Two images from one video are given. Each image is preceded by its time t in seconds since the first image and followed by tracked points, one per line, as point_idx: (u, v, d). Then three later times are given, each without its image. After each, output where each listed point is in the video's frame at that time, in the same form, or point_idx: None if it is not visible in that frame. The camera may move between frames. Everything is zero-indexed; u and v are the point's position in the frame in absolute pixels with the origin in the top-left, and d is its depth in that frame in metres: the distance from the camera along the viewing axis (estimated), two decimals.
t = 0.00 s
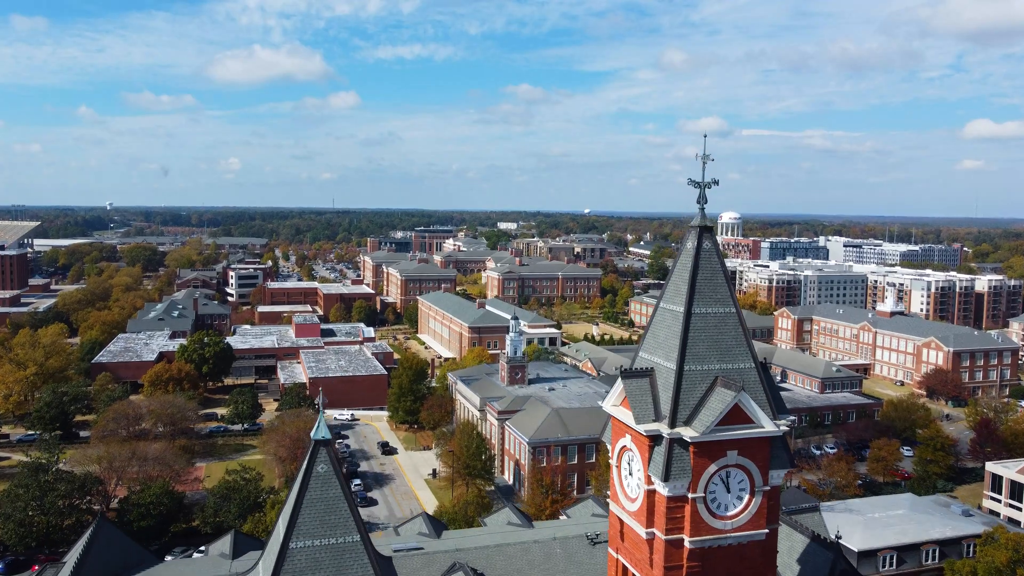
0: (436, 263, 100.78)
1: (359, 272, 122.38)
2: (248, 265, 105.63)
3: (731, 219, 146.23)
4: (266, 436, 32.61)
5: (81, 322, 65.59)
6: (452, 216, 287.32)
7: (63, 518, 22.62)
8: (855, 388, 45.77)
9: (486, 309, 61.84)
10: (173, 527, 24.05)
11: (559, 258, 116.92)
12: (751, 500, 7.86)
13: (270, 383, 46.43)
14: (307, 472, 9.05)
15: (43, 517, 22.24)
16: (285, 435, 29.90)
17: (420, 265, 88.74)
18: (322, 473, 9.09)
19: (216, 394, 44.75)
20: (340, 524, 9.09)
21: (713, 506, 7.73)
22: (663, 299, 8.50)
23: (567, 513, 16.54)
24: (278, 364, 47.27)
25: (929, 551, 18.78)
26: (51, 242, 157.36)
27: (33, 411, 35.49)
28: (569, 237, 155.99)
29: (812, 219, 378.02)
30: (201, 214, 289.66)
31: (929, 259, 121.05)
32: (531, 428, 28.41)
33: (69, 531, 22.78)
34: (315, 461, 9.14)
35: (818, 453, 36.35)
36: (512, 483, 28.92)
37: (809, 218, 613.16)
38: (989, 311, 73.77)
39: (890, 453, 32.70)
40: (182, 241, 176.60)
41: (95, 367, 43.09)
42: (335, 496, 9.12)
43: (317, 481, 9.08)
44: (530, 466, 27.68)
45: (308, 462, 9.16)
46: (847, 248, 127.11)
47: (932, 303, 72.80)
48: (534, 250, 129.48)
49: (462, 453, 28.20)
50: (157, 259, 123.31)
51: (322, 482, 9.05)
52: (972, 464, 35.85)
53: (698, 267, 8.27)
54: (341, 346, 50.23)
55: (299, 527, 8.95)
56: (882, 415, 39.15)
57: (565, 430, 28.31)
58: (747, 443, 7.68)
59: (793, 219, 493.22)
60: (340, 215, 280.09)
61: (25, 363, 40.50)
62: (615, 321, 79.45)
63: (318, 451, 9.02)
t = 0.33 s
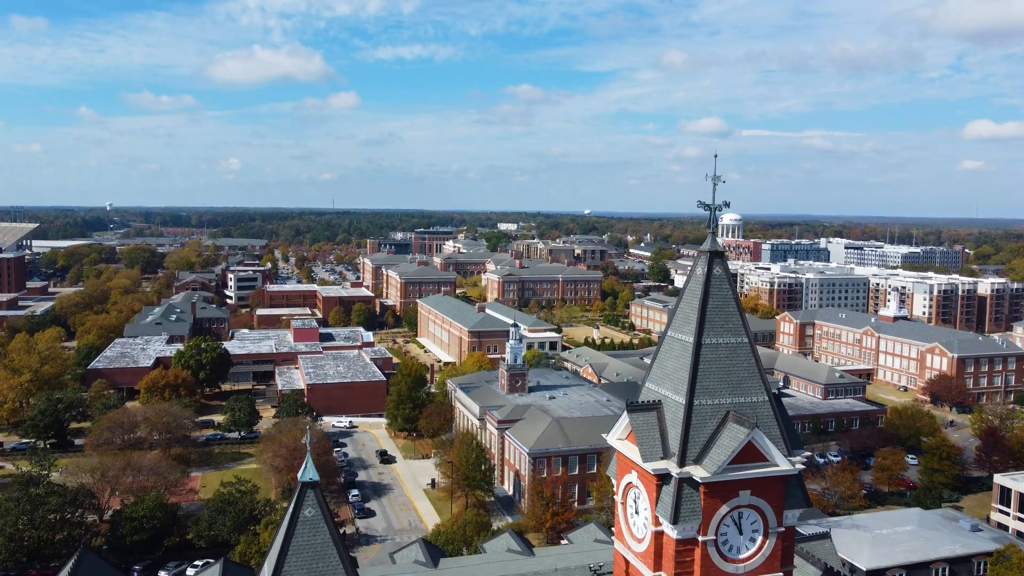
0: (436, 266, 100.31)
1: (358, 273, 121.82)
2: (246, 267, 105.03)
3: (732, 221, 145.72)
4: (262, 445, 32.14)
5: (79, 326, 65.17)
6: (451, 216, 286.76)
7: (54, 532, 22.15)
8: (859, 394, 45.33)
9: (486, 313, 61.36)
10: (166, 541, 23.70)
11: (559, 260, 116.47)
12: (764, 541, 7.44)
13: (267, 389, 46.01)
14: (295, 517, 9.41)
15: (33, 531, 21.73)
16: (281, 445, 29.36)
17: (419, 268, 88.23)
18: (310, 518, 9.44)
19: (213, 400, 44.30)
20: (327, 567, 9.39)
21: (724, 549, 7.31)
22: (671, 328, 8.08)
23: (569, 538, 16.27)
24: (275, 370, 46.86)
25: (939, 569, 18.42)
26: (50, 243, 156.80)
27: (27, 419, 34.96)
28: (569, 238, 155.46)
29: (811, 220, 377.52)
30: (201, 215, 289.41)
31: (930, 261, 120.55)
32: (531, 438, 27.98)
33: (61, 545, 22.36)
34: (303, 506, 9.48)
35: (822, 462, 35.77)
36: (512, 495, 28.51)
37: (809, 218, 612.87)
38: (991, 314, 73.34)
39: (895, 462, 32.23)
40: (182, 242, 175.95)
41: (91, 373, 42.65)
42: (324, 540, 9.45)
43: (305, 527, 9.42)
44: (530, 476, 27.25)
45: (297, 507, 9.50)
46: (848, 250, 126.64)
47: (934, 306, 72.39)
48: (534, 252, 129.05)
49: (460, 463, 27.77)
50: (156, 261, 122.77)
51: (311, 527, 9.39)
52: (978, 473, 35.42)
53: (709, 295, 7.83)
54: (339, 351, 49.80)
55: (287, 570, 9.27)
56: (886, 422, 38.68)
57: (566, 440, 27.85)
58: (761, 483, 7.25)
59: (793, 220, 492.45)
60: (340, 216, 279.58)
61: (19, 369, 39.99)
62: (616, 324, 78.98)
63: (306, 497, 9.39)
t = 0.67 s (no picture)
0: (436, 268, 99.87)
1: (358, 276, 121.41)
2: (246, 269, 104.63)
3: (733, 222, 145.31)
4: (258, 455, 31.67)
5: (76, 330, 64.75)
6: (451, 217, 286.44)
7: (45, 547, 21.64)
8: (862, 401, 44.86)
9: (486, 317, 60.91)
10: (160, 556, 23.24)
11: (559, 262, 116.02)
12: None
13: (265, 395, 45.62)
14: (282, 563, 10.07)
15: (22, 546, 21.18)
16: (277, 455, 28.71)
17: (419, 271, 87.77)
18: (296, 566, 10.09)
19: (210, 407, 43.87)
20: None
21: None
22: (680, 359, 7.83)
23: (570, 563, 15.91)
24: (274, 376, 46.46)
25: None
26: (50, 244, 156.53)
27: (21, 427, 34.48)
28: (570, 240, 154.97)
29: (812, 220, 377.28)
30: (201, 215, 289.19)
31: (932, 263, 120.07)
32: (531, 449, 27.54)
33: (52, 560, 21.84)
34: (290, 555, 10.13)
35: (827, 471, 35.25)
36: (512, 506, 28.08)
37: (810, 218, 611.51)
38: (994, 317, 72.87)
39: (900, 472, 31.78)
40: (181, 242, 175.52)
41: (87, 380, 42.24)
42: None
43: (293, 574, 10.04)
44: (530, 488, 26.81)
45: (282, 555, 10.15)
46: (849, 252, 126.20)
47: (936, 309, 72.01)
48: (534, 254, 128.64)
49: (460, 474, 27.29)
50: (155, 263, 122.43)
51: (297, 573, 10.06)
52: (985, 482, 34.89)
53: (721, 324, 7.59)
54: (338, 357, 49.39)
55: None
56: (891, 430, 38.20)
57: (567, 451, 27.41)
58: (777, 526, 6.89)
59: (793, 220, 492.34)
60: (340, 217, 279.31)
61: (14, 376, 39.64)
62: (616, 327, 78.52)
63: (293, 545, 10.10)
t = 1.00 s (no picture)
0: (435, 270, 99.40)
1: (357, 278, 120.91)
2: (245, 271, 104.05)
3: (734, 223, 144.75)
4: (255, 465, 31.20)
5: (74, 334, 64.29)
6: (452, 218, 285.87)
7: (35, 564, 21.18)
8: (866, 407, 44.42)
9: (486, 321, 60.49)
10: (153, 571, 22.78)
11: (560, 265, 115.48)
12: None
13: (263, 401, 45.21)
14: None
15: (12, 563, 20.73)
16: (273, 465, 28.20)
17: (419, 273, 87.31)
18: None
19: (207, 413, 43.45)
20: None
21: None
22: (691, 397, 8.32)
23: None
24: (272, 381, 46.05)
25: None
26: (49, 245, 156.03)
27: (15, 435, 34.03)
28: (571, 241, 154.31)
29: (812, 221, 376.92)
30: (202, 216, 288.65)
31: (934, 265, 119.48)
32: (531, 460, 27.15)
33: None
34: None
35: (831, 480, 34.63)
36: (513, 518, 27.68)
37: (811, 218, 610.19)
38: (997, 320, 72.39)
39: (906, 481, 31.31)
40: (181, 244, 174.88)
41: (83, 387, 41.83)
42: None
43: None
44: (530, 500, 26.37)
45: None
46: (851, 254, 125.56)
47: (939, 312, 71.55)
48: (534, 255, 128.11)
49: (459, 486, 26.81)
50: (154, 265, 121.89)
51: None
52: (991, 491, 34.39)
53: (735, 363, 8.04)
54: (336, 362, 49.01)
55: None
56: (895, 437, 37.73)
57: (568, 462, 26.99)
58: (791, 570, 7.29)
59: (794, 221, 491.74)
60: (340, 218, 278.68)
61: (9, 383, 39.22)
62: (617, 331, 78.13)
63: None
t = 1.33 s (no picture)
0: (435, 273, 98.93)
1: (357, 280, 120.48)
2: (244, 273, 103.51)
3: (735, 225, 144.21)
4: (251, 475, 30.74)
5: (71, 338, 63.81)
6: (452, 219, 285.50)
7: None
8: (870, 413, 43.95)
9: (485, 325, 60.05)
10: None
11: (560, 267, 114.99)
12: None
13: (261, 407, 44.78)
14: None
15: None
16: (269, 476, 27.75)
17: (418, 275, 86.83)
18: None
19: (204, 419, 43.02)
20: None
21: None
22: (703, 439, 8.71)
23: None
24: (269, 387, 45.59)
25: None
26: (48, 246, 155.58)
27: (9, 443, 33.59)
28: (571, 242, 153.82)
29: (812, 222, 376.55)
30: (202, 218, 288.35)
31: (936, 267, 118.90)
32: (531, 471, 26.70)
33: None
34: None
35: (835, 489, 34.11)
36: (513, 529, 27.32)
37: (811, 218, 609.56)
38: (1000, 323, 71.91)
39: (912, 492, 30.85)
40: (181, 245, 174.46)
41: (78, 393, 41.39)
42: None
43: None
44: (530, 512, 25.97)
45: None
46: (852, 256, 125.01)
47: (941, 315, 71.05)
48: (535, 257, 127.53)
49: (458, 499, 26.36)
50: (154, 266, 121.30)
51: None
52: (998, 501, 33.92)
53: (751, 405, 8.39)
54: (335, 367, 48.58)
55: None
56: (900, 445, 37.28)
57: (569, 474, 26.54)
58: None
59: (794, 221, 491.32)
60: (339, 219, 278.25)
61: (3, 389, 38.77)
62: (618, 334, 77.67)
63: None
